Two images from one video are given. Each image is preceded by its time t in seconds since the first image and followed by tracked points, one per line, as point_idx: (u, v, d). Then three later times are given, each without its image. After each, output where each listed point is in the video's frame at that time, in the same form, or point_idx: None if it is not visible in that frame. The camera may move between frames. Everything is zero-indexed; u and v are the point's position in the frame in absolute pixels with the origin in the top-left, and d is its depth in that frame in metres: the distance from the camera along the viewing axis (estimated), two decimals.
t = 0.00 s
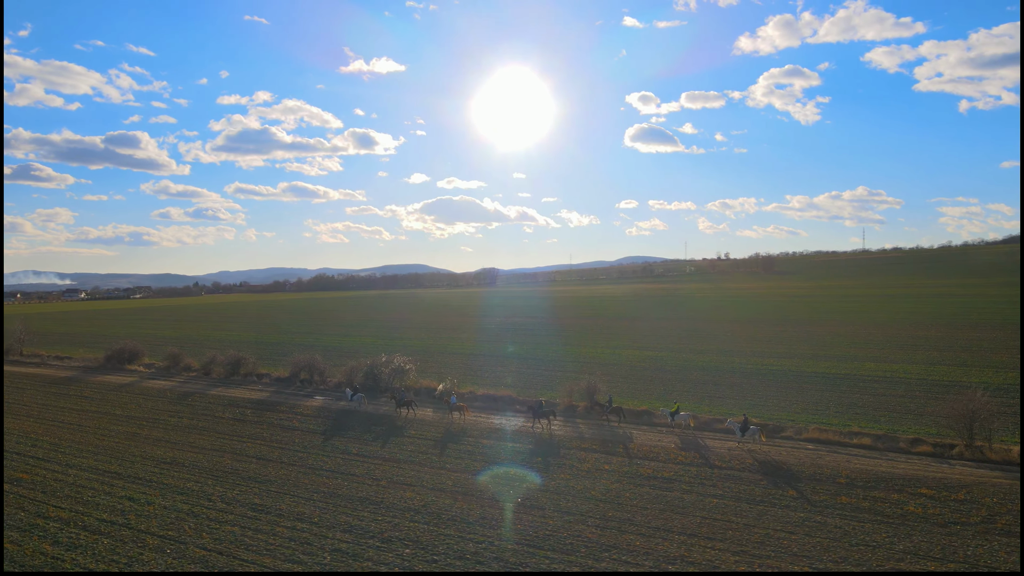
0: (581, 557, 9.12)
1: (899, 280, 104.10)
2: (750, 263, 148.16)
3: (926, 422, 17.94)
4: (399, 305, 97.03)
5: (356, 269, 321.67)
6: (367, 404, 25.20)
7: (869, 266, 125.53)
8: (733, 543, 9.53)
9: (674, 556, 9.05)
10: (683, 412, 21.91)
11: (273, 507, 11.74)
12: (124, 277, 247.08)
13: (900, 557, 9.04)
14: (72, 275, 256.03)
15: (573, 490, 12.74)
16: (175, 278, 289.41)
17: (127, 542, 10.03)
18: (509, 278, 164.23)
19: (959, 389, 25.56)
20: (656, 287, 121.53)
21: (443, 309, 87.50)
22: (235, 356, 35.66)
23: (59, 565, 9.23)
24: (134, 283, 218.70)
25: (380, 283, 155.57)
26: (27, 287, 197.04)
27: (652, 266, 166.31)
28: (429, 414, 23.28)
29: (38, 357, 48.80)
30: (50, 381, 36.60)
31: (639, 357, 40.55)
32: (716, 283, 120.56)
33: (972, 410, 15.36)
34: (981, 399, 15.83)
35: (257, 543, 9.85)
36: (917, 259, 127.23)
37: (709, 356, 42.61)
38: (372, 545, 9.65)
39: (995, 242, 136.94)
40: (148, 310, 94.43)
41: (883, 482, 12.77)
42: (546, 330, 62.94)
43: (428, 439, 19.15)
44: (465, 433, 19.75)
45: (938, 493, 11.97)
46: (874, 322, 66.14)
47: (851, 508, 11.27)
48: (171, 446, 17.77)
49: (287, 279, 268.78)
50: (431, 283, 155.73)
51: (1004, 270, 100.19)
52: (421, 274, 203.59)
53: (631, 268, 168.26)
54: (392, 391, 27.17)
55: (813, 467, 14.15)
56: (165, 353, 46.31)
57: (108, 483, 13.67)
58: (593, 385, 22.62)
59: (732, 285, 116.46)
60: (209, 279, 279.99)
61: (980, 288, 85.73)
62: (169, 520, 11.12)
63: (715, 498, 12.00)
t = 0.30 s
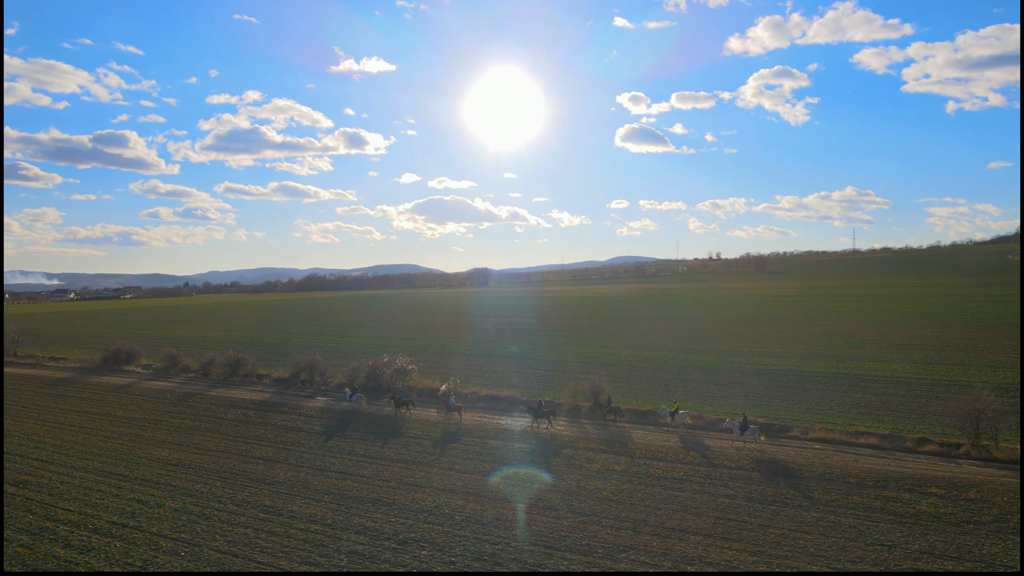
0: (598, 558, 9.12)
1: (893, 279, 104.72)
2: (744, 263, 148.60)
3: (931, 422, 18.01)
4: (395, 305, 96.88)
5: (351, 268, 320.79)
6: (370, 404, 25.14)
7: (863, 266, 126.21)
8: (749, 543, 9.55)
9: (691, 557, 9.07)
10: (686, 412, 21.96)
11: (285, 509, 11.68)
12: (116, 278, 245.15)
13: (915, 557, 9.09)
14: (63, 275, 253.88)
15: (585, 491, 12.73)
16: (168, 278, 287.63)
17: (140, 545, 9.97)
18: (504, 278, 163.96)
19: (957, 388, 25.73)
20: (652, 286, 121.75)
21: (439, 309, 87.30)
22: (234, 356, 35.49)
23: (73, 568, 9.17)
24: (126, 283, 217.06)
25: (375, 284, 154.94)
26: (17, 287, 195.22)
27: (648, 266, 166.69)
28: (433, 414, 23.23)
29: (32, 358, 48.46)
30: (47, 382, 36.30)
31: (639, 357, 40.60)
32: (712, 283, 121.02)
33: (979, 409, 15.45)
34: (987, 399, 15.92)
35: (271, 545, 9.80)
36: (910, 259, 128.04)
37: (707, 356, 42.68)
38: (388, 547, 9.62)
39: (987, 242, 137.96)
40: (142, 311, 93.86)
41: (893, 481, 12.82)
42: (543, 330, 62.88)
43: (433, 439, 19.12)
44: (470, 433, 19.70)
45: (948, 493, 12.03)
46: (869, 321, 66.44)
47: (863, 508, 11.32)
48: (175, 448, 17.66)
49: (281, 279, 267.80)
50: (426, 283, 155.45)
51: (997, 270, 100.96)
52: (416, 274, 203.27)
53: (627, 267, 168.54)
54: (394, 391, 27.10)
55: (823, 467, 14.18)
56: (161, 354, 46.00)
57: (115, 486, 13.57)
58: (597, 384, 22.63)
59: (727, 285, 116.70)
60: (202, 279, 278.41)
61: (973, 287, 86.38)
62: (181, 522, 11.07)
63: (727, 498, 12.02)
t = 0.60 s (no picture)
0: (616, 559, 9.12)
1: (888, 279, 105.41)
2: (739, 262, 148.92)
3: (936, 421, 18.11)
4: (393, 305, 96.80)
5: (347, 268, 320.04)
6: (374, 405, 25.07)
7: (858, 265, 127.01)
8: (766, 544, 9.57)
9: (709, 557, 9.10)
10: (691, 412, 22.00)
11: (298, 510, 11.64)
12: (109, 277, 243.56)
13: (933, 556, 9.12)
14: (56, 275, 252.10)
15: (597, 491, 12.75)
16: (163, 278, 286.17)
17: (154, 548, 9.92)
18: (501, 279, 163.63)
19: (958, 388, 25.85)
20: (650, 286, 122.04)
21: (436, 309, 87.10)
22: (234, 357, 35.31)
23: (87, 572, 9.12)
24: (120, 284, 215.75)
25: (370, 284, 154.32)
26: (9, 287, 193.51)
27: (644, 265, 167.16)
28: (437, 414, 23.19)
29: (28, 359, 48.09)
30: (45, 384, 35.99)
31: (640, 357, 40.67)
32: (708, 282, 121.54)
33: (985, 408, 15.55)
34: (993, 398, 16.02)
35: (287, 547, 9.77)
36: (905, 258, 128.89)
37: (708, 356, 42.74)
38: (405, 549, 9.59)
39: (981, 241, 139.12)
40: (137, 311, 93.29)
41: (903, 480, 12.87)
42: (541, 330, 62.88)
43: (440, 440, 19.07)
44: (476, 434, 19.66)
45: (959, 491, 12.09)
46: (865, 321, 66.77)
47: (877, 507, 11.35)
48: (181, 449, 17.58)
49: (277, 279, 266.58)
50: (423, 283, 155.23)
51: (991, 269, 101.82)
52: (412, 273, 202.97)
53: (624, 267, 168.88)
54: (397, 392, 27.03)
55: (831, 466, 14.26)
56: (159, 355, 45.68)
57: (124, 487, 13.51)
58: (602, 385, 22.64)
59: (724, 284, 116.91)
60: (197, 279, 277.18)
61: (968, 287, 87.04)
62: (193, 524, 11.02)
63: (740, 498, 12.02)
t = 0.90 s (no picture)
0: (635, 559, 9.13)
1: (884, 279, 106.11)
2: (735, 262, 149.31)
3: (940, 421, 18.25)
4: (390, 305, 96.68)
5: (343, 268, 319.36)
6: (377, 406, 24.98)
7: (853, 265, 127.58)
8: (783, 544, 9.59)
9: (728, 558, 9.10)
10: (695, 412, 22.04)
11: (311, 511, 11.60)
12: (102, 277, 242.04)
13: (949, 555, 9.19)
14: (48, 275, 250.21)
15: (608, 491, 12.75)
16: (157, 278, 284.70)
17: (168, 550, 9.86)
18: (497, 278, 163.41)
19: (959, 387, 25.99)
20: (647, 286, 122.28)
21: (434, 309, 86.94)
22: (234, 358, 35.14)
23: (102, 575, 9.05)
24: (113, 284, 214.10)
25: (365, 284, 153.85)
26: None
27: (641, 265, 167.63)
28: (442, 415, 23.15)
29: (25, 360, 47.73)
30: (44, 385, 35.70)
31: (641, 356, 40.78)
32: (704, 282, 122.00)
33: (992, 407, 15.68)
34: (999, 397, 16.15)
35: (304, 549, 9.73)
36: (899, 258, 129.74)
37: (707, 356, 42.82)
38: (422, 550, 9.56)
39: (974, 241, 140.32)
40: (133, 311, 92.70)
41: (913, 480, 12.93)
42: (539, 330, 62.88)
43: (447, 440, 19.01)
44: (484, 434, 19.65)
45: (969, 491, 12.17)
46: (861, 320, 67.07)
47: (889, 507, 11.39)
48: (187, 450, 17.48)
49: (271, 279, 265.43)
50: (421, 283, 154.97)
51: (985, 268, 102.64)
52: (407, 273, 202.30)
53: (620, 267, 169.25)
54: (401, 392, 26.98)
55: (841, 465, 14.32)
56: (157, 356, 45.39)
57: (132, 489, 13.42)
58: (606, 385, 22.66)
59: (720, 284, 117.16)
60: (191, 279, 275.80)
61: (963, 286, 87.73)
62: (207, 526, 10.95)
63: (753, 498, 12.05)
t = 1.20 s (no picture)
0: (653, 560, 9.13)
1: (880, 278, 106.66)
2: (732, 262, 149.67)
3: (946, 421, 18.33)
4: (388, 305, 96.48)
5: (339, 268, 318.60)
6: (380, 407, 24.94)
7: (849, 265, 128.16)
8: (800, 544, 9.59)
9: (747, 558, 9.10)
10: (700, 412, 22.06)
11: (324, 513, 11.56)
12: (96, 277, 240.55)
13: (966, 555, 9.22)
14: (41, 275, 248.47)
15: (620, 491, 12.75)
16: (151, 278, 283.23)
17: (183, 553, 9.82)
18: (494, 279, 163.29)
19: (962, 387, 26.11)
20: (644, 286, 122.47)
21: (432, 309, 86.81)
22: (235, 359, 34.99)
23: None
24: (107, 285, 212.72)
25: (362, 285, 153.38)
26: None
27: (638, 264, 167.97)
28: (447, 415, 23.11)
29: (21, 361, 47.38)
30: (43, 386, 35.45)
31: (642, 357, 40.77)
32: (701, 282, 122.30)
33: (999, 407, 15.76)
34: (1005, 396, 16.26)
35: (320, 550, 9.71)
36: (894, 258, 130.39)
37: (708, 356, 42.92)
38: (440, 552, 9.54)
39: (967, 240, 141.30)
40: (128, 312, 92.09)
41: (924, 480, 12.97)
42: (538, 330, 62.90)
43: (454, 441, 18.97)
44: (493, 434, 19.68)
45: (980, 490, 12.22)
46: (858, 320, 67.40)
47: (902, 507, 11.42)
48: (193, 452, 17.40)
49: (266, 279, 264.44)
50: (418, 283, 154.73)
51: (979, 267, 103.35)
52: (403, 273, 201.73)
53: (617, 267, 169.48)
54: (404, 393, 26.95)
55: (850, 465, 14.35)
56: (156, 357, 45.15)
57: (141, 491, 13.35)
58: (611, 386, 22.67)
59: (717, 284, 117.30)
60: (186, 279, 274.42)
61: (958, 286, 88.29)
62: (220, 528, 10.90)
63: (764, 498, 12.07)
